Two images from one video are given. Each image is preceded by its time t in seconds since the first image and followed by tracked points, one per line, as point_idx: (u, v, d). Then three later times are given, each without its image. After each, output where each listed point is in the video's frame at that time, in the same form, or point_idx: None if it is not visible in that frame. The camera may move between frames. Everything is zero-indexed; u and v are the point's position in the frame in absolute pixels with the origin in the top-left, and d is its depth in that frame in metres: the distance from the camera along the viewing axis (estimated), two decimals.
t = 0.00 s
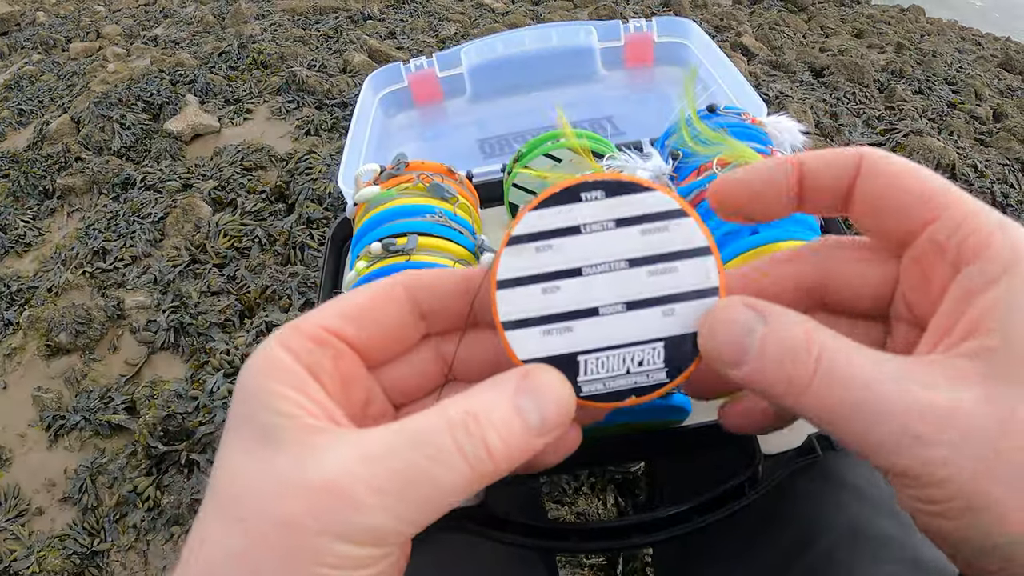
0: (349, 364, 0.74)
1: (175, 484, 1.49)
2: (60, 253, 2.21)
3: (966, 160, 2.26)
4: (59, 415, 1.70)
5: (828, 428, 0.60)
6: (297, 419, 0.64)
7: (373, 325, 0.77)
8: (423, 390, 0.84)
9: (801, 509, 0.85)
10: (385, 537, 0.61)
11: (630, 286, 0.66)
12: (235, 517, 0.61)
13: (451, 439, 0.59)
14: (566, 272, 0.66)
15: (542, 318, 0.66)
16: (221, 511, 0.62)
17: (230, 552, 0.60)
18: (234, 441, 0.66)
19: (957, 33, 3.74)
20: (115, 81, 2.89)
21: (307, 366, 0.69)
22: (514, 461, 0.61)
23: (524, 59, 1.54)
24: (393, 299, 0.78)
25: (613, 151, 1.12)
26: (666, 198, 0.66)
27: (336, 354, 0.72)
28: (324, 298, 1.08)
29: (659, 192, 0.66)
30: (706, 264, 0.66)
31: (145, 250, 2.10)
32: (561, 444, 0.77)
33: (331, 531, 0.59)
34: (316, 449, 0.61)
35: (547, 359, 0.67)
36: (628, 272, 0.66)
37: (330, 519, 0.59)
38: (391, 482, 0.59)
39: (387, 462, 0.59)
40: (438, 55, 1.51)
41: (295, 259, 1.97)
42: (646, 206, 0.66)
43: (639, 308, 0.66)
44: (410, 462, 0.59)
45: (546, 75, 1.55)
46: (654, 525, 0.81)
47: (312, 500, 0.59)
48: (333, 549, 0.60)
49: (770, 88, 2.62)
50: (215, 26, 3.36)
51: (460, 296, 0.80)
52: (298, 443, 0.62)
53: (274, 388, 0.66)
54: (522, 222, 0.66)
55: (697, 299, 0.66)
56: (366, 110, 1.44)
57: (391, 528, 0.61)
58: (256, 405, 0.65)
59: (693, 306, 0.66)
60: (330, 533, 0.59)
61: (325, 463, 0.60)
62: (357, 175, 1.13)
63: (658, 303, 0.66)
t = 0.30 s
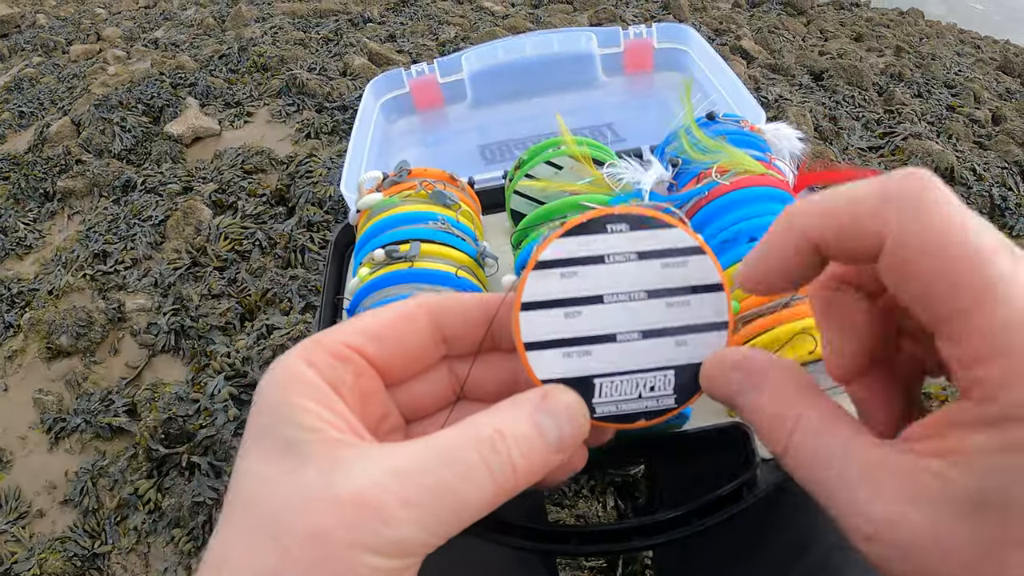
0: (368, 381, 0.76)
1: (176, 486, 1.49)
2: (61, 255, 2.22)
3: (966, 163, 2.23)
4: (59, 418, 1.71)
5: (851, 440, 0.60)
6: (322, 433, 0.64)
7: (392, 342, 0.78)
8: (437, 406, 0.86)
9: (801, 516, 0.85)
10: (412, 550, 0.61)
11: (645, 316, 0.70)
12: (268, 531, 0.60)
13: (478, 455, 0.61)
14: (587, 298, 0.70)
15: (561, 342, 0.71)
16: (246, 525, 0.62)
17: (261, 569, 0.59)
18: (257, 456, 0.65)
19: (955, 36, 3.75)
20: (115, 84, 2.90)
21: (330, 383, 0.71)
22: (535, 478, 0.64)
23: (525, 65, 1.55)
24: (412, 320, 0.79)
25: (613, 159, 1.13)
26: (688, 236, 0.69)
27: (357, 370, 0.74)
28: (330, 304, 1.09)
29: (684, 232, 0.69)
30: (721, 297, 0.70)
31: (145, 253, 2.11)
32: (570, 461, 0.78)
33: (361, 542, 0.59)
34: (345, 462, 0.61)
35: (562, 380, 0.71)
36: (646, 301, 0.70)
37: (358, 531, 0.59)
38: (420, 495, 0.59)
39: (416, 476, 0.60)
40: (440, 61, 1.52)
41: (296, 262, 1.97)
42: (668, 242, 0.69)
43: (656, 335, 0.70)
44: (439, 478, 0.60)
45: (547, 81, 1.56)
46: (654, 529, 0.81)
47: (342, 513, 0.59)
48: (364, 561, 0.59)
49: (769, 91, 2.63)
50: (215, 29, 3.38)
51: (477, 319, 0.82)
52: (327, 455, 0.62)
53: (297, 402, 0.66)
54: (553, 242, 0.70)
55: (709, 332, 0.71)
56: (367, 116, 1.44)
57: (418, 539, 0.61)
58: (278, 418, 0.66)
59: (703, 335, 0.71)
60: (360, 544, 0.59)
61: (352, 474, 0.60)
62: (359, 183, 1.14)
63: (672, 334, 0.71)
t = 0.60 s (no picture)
0: (379, 384, 0.77)
1: (177, 488, 1.50)
2: (61, 258, 2.22)
3: (965, 165, 2.24)
4: (60, 419, 1.71)
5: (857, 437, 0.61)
6: (334, 431, 0.65)
7: (403, 346, 0.79)
8: (443, 411, 0.87)
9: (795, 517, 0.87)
10: (421, 546, 0.62)
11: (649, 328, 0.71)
12: (282, 526, 0.60)
13: (488, 454, 0.62)
14: (593, 309, 0.70)
15: (568, 350, 0.71)
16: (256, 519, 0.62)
17: (272, 565, 0.59)
18: (267, 452, 0.66)
19: (954, 39, 3.77)
20: (116, 86, 2.91)
21: (342, 384, 0.71)
22: (536, 482, 0.66)
23: (526, 70, 1.56)
24: (422, 326, 0.80)
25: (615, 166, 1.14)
26: (692, 255, 0.71)
27: (369, 373, 0.75)
28: (333, 308, 1.10)
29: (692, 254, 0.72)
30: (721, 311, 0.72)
31: (146, 255, 2.12)
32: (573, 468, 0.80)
33: (371, 539, 0.59)
34: (357, 460, 0.62)
35: (569, 389, 0.71)
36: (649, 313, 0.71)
37: (370, 529, 0.59)
38: (431, 491, 0.60)
39: (427, 475, 0.60)
40: (441, 65, 1.53)
41: (296, 265, 1.98)
42: (675, 259, 0.71)
43: (658, 348, 0.72)
44: (450, 477, 0.61)
45: (549, 86, 1.58)
46: (653, 528, 0.82)
47: (354, 510, 0.59)
48: (376, 555, 0.60)
49: (768, 95, 2.65)
50: (216, 31, 3.39)
51: (484, 327, 0.83)
52: (339, 453, 0.63)
53: (310, 401, 0.67)
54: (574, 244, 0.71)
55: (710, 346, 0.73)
56: (370, 119, 1.45)
57: (427, 536, 0.62)
58: (290, 415, 0.66)
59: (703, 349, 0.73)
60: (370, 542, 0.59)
61: (364, 470, 0.61)
62: (363, 187, 1.15)
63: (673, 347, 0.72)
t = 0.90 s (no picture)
0: (381, 381, 0.77)
1: (178, 488, 1.51)
2: (61, 258, 2.23)
3: (962, 167, 2.26)
4: (60, 419, 1.72)
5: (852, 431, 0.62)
6: (336, 427, 0.65)
7: (404, 344, 0.80)
8: (440, 408, 0.88)
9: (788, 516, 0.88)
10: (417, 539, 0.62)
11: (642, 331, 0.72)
12: (280, 517, 0.60)
13: (486, 451, 0.62)
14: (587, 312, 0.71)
15: (562, 354, 0.72)
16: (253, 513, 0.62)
17: (272, 550, 0.59)
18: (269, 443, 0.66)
19: (953, 41, 3.78)
20: (116, 88, 2.92)
21: (345, 383, 0.72)
22: (533, 480, 0.67)
23: (526, 71, 1.57)
24: (424, 326, 0.81)
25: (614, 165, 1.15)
26: (688, 258, 0.71)
27: (371, 369, 0.76)
28: (335, 307, 1.11)
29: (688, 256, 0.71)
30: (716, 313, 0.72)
31: (146, 256, 2.13)
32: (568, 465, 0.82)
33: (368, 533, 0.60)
34: (357, 456, 0.62)
35: (562, 390, 0.73)
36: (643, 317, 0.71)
37: (368, 522, 0.59)
38: (428, 484, 0.61)
39: (424, 468, 0.61)
40: (441, 67, 1.54)
41: (296, 266, 1.99)
42: (670, 261, 0.71)
43: (652, 351, 0.72)
44: (448, 471, 0.61)
45: (547, 87, 1.59)
46: (650, 521, 0.83)
47: (353, 503, 0.59)
48: (373, 548, 0.60)
49: (767, 97, 2.66)
50: (216, 33, 3.40)
51: (483, 329, 0.84)
52: (341, 448, 0.63)
53: (312, 397, 0.67)
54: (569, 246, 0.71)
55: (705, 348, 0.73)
56: (370, 121, 1.46)
57: (424, 529, 0.62)
58: (292, 411, 0.66)
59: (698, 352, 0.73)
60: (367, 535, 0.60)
61: (363, 464, 0.61)
62: (365, 187, 1.16)
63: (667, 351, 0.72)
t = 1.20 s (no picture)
0: (381, 381, 0.78)
1: (177, 488, 1.51)
2: (61, 259, 2.23)
3: (961, 169, 2.26)
4: (60, 420, 1.72)
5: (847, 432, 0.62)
6: (336, 426, 0.66)
7: (403, 344, 0.80)
8: (440, 408, 0.89)
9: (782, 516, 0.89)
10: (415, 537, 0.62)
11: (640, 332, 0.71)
12: (281, 514, 0.61)
13: (484, 448, 0.63)
14: (585, 312, 0.71)
15: (561, 353, 0.72)
16: (252, 511, 0.62)
17: (272, 546, 0.59)
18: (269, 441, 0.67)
19: (952, 43, 3.79)
20: (116, 89, 2.92)
21: (345, 382, 0.72)
22: (530, 480, 0.67)
23: (525, 72, 1.58)
24: (424, 326, 0.82)
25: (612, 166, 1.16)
26: (687, 259, 0.71)
27: (371, 370, 0.76)
28: (335, 306, 1.11)
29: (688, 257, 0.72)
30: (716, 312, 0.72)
31: (146, 257, 2.13)
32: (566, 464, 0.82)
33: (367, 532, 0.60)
34: (358, 455, 0.63)
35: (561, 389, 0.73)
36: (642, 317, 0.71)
37: (368, 520, 0.60)
38: (427, 482, 0.61)
39: (424, 465, 0.61)
40: (441, 68, 1.55)
41: (297, 267, 2.00)
42: (670, 263, 0.71)
43: (651, 351, 0.72)
44: (448, 469, 0.61)
45: (547, 88, 1.60)
46: (649, 519, 0.84)
47: (353, 501, 0.60)
48: (373, 546, 0.60)
49: (766, 98, 2.66)
50: (215, 34, 3.41)
51: (483, 328, 0.84)
52: (341, 446, 0.64)
53: (313, 396, 0.67)
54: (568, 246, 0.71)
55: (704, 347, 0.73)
56: (370, 121, 1.47)
57: (423, 526, 0.62)
58: (292, 411, 0.67)
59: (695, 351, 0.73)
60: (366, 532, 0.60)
61: (361, 462, 0.62)
62: (364, 187, 1.17)
63: (665, 351, 0.72)
